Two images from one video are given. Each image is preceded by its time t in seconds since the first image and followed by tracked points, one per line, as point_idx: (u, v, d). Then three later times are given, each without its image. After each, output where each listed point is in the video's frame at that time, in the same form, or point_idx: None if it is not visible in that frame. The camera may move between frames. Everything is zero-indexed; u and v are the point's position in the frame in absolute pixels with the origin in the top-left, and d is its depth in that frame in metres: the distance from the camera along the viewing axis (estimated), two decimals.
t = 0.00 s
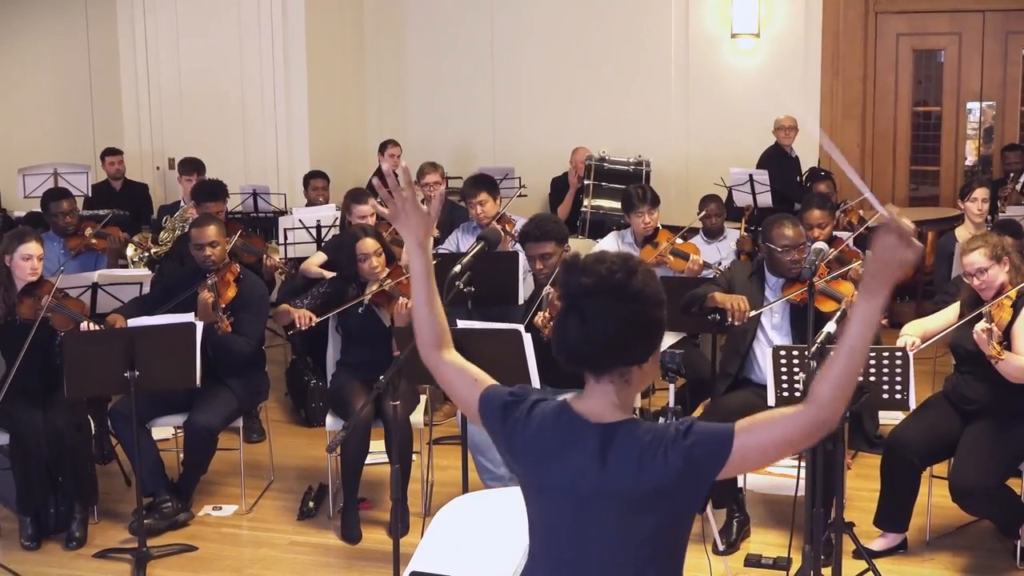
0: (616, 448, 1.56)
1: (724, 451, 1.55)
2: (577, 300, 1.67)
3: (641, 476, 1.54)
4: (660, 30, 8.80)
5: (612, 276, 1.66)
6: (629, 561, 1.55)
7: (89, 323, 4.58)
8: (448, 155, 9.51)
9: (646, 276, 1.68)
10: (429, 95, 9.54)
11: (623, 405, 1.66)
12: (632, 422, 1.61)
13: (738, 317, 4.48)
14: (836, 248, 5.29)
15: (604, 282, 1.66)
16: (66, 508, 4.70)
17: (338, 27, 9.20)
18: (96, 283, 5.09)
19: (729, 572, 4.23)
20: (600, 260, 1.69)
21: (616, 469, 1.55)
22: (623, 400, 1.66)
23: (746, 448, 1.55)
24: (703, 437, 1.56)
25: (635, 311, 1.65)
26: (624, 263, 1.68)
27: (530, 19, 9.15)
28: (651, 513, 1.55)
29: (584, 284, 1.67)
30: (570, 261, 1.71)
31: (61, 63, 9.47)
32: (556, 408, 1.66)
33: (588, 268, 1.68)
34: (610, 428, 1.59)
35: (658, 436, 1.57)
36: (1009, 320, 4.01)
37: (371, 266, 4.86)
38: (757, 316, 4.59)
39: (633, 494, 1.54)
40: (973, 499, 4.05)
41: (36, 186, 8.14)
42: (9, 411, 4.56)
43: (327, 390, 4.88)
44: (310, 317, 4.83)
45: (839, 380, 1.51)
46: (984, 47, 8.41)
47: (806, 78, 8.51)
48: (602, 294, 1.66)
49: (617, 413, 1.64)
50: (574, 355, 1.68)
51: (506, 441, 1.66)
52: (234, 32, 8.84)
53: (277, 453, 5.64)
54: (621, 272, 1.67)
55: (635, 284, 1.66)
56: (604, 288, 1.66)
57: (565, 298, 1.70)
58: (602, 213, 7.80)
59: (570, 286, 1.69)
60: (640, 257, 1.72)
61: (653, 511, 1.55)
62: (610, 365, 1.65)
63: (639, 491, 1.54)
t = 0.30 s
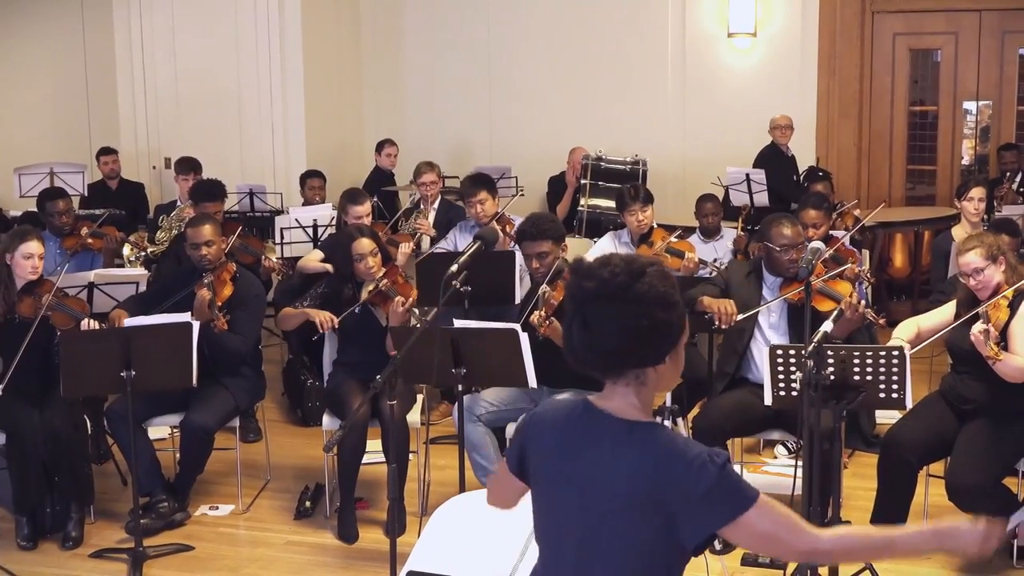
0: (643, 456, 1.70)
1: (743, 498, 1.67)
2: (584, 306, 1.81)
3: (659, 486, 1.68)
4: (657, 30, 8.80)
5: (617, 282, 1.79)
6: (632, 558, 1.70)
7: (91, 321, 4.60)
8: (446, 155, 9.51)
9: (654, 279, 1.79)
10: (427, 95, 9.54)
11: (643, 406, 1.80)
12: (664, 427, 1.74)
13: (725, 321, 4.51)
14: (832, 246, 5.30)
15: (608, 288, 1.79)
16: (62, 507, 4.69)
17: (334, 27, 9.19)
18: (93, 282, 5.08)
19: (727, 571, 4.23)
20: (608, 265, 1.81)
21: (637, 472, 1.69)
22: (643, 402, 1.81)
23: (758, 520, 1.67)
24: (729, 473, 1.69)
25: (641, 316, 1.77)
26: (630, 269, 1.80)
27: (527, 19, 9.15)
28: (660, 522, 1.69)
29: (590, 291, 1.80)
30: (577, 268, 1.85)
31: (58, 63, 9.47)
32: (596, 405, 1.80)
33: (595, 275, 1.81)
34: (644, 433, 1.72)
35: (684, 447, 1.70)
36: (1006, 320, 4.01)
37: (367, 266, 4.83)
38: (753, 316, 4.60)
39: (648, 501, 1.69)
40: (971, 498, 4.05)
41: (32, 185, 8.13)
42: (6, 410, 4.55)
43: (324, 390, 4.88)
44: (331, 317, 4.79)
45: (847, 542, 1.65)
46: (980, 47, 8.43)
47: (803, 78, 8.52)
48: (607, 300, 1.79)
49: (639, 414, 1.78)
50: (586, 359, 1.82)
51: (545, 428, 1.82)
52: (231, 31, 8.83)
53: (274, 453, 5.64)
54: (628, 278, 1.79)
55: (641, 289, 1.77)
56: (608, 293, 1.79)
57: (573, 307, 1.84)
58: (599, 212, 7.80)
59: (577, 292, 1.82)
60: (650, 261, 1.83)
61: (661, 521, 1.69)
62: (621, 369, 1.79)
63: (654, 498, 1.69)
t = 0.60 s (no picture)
0: (662, 449, 1.73)
1: (753, 474, 1.76)
2: (577, 319, 1.84)
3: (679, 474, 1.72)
4: (654, 30, 8.80)
5: (608, 291, 1.82)
6: (651, 548, 1.72)
7: (91, 320, 4.62)
8: (443, 154, 9.50)
9: (643, 283, 1.82)
10: (424, 95, 9.54)
11: (646, 400, 1.82)
12: (673, 418, 1.78)
13: (716, 323, 4.48)
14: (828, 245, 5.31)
15: (600, 298, 1.82)
16: (59, 506, 4.69)
17: (332, 26, 9.19)
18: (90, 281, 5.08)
19: (723, 571, 4.23)
20: (598, 274, 1.85)
21: (658, 466, 1.72)
22: (647, 396, 1.83)
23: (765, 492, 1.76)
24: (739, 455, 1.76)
25: (634, 323, 1.80)
26: (619, 275, 1.83)
27: (523, 19, 9.15)
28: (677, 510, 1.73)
29: (582, 302, 1.83)
30: (568, 282, 1.88)
31: (53, 62, 9.47)
32: (603, 400, 1.81)
33: (585, 287, 1.84)
34: (658, 425, 1.75)
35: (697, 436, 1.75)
36: (1000, 320, 4.01)
37: (365, 265, 4.83)
38: (750, 316, 4.62)
39: (667, 491, 1.72)
40: (966, 498, 4.05)
41: (29, 184, 8.13)
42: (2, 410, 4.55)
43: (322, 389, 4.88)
44: (340, 310, 4.77)
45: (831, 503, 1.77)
46: (977, 47, 8.43)
47: (800, 78, 8.52)
48: (600, 310, 1.82)
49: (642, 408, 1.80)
50: (584, 368, 1.85)
51: (552, 423, 1.82)
52: (228, 31, 8.82)
53: (271, 452, 5.64)
54: (617, 285, 1.82)
55: (631, 295, 1.81)
56: (599, 303, 1.82)
57: (567, 321, 1.87)
58: (596, 211, 7.80)
59: (570, 305, 1.85)
60: (638, 265, 1.86)
61: (678, 508, 1.73)
62: (620, 376, 1.82)
63: (674, 487, 1.72)
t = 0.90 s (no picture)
0: (650, 429, 1.74)
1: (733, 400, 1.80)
2: (573, 277, 1.82)
3: (670, 441, 1.74)
4: (652, 29, 8.81)
5: (604, 252, 1.81)
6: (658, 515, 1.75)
7: (88, 319, 4.58)
8: (440, 154, 9.51)
9: (638, 248, 1.82)
10: (421, 94, 9.53)
11: (628, 373, 1.82)
12: (652, 391, 1.79)
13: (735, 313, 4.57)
14: (825, 245, 5.32)
15: (598, 258, 1.80)
16: (56, 506, 4.68)
17: (328, 26, 9.19)
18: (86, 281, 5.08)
19: (720, 571, 4.23)
20: (596, 235, 1.83)
21: (649, 447, 1.73)
22: (628, 368, 1.82)
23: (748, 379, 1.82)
24: (718, 394, 1.79)
25: (628, 287, 1.79)
26: (616, 238, 1.82)
27: (520, 18, 9.15)
28: (675, 471, 1.76)
29: (578, 260, 1.81)
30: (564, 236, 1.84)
31: (51, 62, 9.47)
32: (583, 384, 1.81)
33: (582, 244, 1.82)
34: (638, 398, 1.77)
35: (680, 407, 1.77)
36: (991, 320, 4.02)
37: (361, 265, 4.84)
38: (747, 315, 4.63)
39: (663, 459, 1.74)
40: (962, 496, 4.06)
41: (25, 184, 8.12)
42: None
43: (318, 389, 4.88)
44: (346, 301, 4.78)
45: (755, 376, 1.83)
46: (974, 47, 8.44)
47: (797, 78, 8.53)
48: (596, 270, 1.80)
49: (622, 382, 1.80)
50: (573, 328, 1.83)
51: (533, 421, 1.81)
52: (224, 31, 8.82)
53: (267, 452, 5.64)
54: (615, 246, 1.81)
55: (627, 258, 1.80)
56: (596, 262, 1.80)
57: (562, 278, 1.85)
58: (592, 211, 7.80)
59: (565, 263, 1.83)
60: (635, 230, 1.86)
61: (677, 470, 1.76)
62: (607, 342, 1.81)
63: (668, 453, 1.74)
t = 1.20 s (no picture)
0: (644, 429, 1.80)
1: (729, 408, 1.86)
2: (641, 265, 1.86)
3: (661, 442, 1.80)
4: (649, 31, 8.82)
5: (669, 252, 1.90)
6: (647, 514, 1.80)
7: (86, 315, 4.57)
8: (437, 154, 9.50)
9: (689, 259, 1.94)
10: (418, 95, 9.53)
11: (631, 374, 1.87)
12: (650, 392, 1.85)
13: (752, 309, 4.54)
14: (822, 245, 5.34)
15: (668, 257, 1.88)
16: (52, 506, 4.67)
17: (325, 26, 9.18)
18: (84, 281, 5.08)
19: (717, 571, 4.24)
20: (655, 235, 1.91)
21: (642, 446, 1.79)
22: (632, 370, 1.88)
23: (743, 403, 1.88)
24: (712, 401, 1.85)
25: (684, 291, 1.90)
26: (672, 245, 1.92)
27: (516, 19, 9.15)
28: (666, 473, 1.81)
29: (652, 252, 1.87)
30: (634, 228, 1.90)
31: (47, 62, 9.45)
32: (582, 383, 1.87)
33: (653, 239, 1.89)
34: (633, 399, 1.82)
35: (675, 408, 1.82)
36: (983, 323, 4.03)
37: (356, 266, 4.83)
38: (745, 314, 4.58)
39: (654, 459, 1.80)
40: (959, 497, 4.07)
41: (21, 184, 8.11)
42: None
43: (315, 389, 4.88)
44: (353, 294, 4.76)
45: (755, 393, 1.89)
46: (970, 47, 8.44)
47: (793, 79, 8.54)
48: (664, 266, 1.87)
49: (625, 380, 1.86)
50: (621, 312, 1.87)
51: (528, 418, 1.87)
52: (221, 31, 8.81)
53: (264, 452, 5.63)
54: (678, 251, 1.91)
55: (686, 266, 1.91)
56: (666, 260, 1.88)
57: (621, 261, 1.87)
58: (589, 211, 7.80)
59: (634, 250, 1.87)
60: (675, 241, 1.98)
61: (670, 470, 1.81)
62: (641, 338, 1.88)
63: (660, 454, 1.80)
